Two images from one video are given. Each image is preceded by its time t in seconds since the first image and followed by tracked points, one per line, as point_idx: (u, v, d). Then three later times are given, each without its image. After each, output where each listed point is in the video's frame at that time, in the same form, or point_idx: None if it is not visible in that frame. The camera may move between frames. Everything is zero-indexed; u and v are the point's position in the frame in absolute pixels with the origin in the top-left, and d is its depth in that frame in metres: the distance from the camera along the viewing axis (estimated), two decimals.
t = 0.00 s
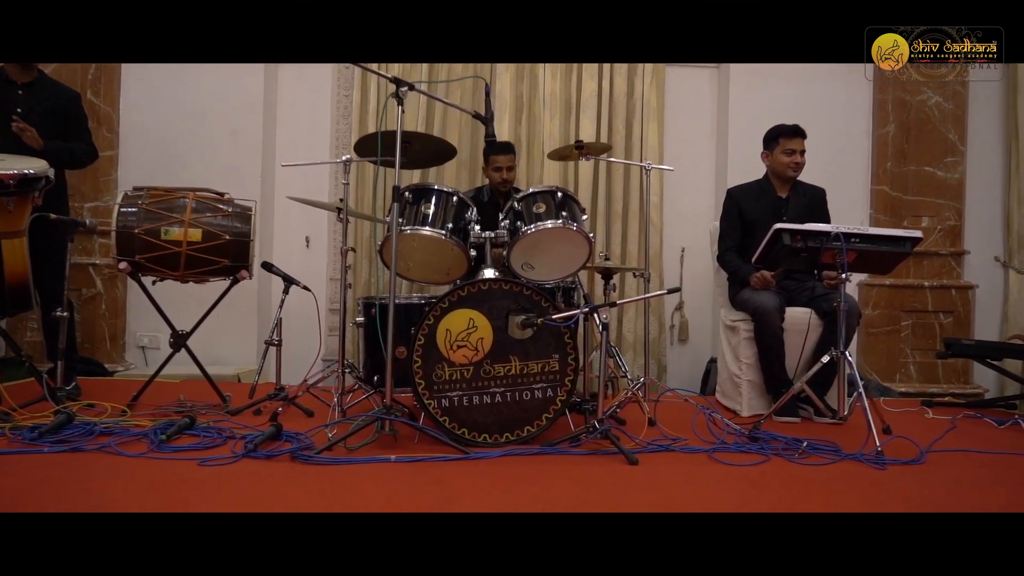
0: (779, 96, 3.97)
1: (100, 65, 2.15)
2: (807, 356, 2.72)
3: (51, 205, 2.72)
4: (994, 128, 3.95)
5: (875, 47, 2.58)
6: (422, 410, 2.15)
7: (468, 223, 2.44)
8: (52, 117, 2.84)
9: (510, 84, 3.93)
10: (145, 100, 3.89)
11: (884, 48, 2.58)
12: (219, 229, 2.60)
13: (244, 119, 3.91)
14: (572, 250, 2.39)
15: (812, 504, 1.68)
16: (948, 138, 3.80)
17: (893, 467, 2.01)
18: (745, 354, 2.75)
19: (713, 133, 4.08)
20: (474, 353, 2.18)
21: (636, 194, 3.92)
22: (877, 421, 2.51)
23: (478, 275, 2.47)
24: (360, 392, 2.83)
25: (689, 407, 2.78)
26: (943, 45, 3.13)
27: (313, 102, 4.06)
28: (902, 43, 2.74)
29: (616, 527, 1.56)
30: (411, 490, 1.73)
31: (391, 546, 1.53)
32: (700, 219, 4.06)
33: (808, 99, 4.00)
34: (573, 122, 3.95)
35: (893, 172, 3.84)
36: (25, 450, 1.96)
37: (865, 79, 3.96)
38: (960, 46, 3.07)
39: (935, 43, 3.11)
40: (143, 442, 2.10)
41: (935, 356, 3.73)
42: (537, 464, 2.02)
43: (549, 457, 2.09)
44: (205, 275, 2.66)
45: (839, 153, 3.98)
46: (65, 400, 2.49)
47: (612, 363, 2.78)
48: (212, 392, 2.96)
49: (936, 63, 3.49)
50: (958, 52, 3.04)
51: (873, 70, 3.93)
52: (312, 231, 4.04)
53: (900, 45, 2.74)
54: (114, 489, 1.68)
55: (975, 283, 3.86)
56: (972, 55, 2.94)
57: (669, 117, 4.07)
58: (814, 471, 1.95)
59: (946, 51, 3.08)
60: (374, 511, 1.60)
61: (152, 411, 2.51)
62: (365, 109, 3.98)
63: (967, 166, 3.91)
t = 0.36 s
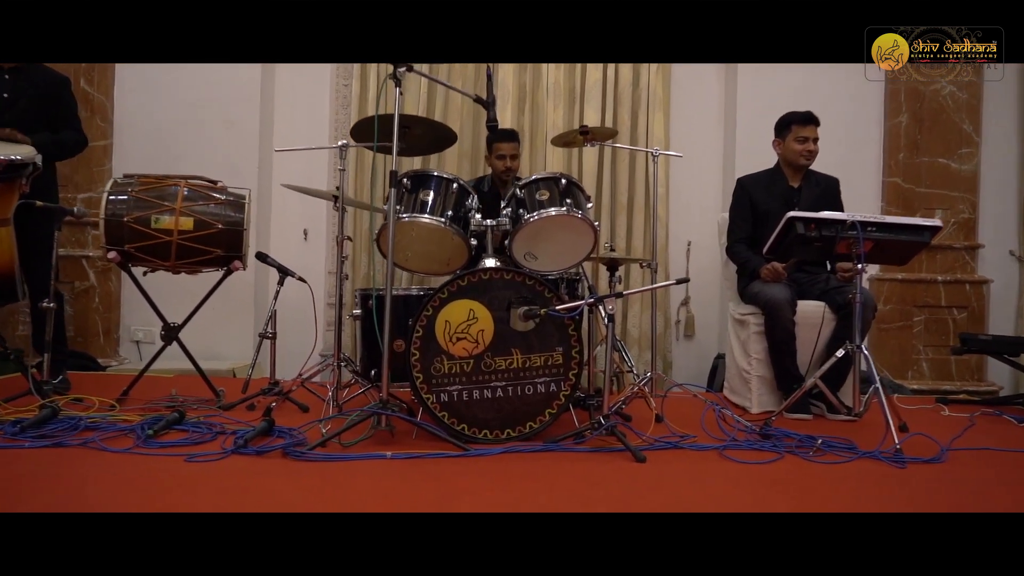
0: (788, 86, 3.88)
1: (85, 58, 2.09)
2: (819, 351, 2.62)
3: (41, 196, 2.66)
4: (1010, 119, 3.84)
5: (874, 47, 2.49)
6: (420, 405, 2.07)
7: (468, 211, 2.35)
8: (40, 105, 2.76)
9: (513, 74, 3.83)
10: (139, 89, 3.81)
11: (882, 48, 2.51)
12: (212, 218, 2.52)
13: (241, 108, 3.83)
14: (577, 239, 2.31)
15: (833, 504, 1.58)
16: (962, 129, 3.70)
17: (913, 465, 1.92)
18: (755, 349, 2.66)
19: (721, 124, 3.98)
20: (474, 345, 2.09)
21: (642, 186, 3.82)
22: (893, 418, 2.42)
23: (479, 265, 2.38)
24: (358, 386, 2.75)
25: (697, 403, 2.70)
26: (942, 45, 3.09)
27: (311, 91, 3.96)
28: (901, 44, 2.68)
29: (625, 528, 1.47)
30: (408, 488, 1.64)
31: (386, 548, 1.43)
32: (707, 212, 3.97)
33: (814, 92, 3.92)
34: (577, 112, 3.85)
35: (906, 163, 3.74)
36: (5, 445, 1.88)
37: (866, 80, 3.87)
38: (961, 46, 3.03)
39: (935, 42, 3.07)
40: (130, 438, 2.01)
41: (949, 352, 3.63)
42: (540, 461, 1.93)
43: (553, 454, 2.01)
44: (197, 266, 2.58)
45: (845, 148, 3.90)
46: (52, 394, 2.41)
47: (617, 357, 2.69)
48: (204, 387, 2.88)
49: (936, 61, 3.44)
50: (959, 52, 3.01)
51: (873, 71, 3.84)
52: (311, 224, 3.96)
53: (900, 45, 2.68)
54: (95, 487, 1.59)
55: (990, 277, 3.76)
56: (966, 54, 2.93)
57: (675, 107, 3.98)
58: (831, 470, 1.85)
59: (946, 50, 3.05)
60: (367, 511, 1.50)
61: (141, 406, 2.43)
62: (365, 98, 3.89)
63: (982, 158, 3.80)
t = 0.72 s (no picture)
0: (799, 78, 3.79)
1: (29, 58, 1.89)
2: (834, 347, 2.54)
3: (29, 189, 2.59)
4: None
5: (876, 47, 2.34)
6: (422, 402, 1.99)
7: (471, 200, 2.27)
8: (31, 97, 2.70)
9: (518, 65, 3.74)
10: (135, 83, 3.73)
11: (886, 46, 2.37)
12: (206, 210, 2.44)
13: (239, 102, 3.76)
14: (584, 229, 2.22)
15: (859, 505, 1.49)
16: (979, 119, 3.60)
17: (938, 464, 1.83)
18: (769, 344, 2.57)
19: (730, 115, 3.89)
20: (477, 340, 2.00)
21: (650, 180, 3.72)
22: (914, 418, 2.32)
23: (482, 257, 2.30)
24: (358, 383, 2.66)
25: (708, 400, 2.60)
26: (943, 45, 2.97)
27: (311, 84, 3.89)
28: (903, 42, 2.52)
29: (639, 531, 1.38)
30: (408, 488, 1.55)
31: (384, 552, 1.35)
32: (716, 206, 3.87)
33: (823, 83, 3.85)
34: (583, 104, 3.76)
35: (921, 154, 3.64)
36: None
37: (865, 79, 3.80)
38: (961, 46, 2.92)
39: (935, 43, 2.96)
40: (118, 436, 1.93)
41: (967, 349, 3.52)
42: (546, 459, 1.84)
43: (559, 452, 1.92)
44: (192, 259, 2.50)
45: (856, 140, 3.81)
46: (41, 391, 2.34)
47: (626, 351, 2.61)
48: (200, 385, 2.80)
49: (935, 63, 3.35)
50: (958, 53, 2.88)
51: (873, 71, 3.77)
52: (311, 219, 3.88)
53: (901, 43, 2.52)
54: (76, 486, 1.52)
55: (1009, 272, 3.65)
56: (970, 52, 2.79)
57: (684, 99, 3.88)
58: (855, 469, 1.76)
59: (946, 51, 2.94)
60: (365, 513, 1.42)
61: (134, 403, 2.35)
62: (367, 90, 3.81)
63: (1001, 149, 3.69)
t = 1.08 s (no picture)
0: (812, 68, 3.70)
1: None
2: (851, 342, 2.45)
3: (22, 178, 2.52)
4: None
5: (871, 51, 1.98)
6: (422, 397, 1.91)
7: (475, 187, 2.18)
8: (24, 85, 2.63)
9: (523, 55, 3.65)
10: (134, 73, 3.66)
11: (884, 48, 1.97)
12: (202, 199, 2.37)
13: (239, 91, 3.69)
14: (592, 218, 2.13)
15: (886, 505, 1.40)
16: (999, 109, 3.48)
17: (965, 463, 1.73)
18: (783, 339, 2.48)
19: (742, 106, 3.79)
20: (480, 333, 1.92)
21: (659, 172, 3.62)
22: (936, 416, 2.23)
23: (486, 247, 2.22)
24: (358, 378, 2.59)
25: (720, 397, 2.51)
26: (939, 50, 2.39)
27: (312, 75, 3.81)
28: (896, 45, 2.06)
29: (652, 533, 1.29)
30: (406, 486, 1.47)
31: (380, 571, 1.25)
32: (727, 199, 3.77)
33: (833, 74, 3.76)
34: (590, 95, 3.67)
35: (938, 145, 3.55)
36: None
37: (864, 81, 3.71)
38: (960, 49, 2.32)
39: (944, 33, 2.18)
40: (106, 432, 1.86)
41: (986, 346, 3.41)
42: (553, 457, 1.75)
43: (566, 449, 1.83)
44: (188, 250, 2.43)
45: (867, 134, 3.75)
46: (31, 386, 2.27)
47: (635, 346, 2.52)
48: (196, 380, 2.73)
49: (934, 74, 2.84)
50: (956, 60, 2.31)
51: (872, 72, 3.67)
52: (313, 212, 3.80)
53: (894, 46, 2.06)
54: (58, 484, 1.44)
55: None
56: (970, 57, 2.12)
57: (694, 90, 3.79)
58: (879, 468, 1.66)
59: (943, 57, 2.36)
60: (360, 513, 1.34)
61: (127, 398, 2.28)
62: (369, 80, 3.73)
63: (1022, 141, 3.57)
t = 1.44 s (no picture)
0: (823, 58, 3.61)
1: None
2: (867, 339, 2.36)
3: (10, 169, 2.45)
4: None
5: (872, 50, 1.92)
6: (420, 394, 1.82)
7: (476, 175, 2.11)
8: (13, 73, 2.56)
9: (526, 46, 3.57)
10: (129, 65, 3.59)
11: (888, 46, 1.89)
12: (194, 190, 2.29)
13: (237, 84, 3.62)
14: (597, 208, 2.05)
15: (913, 507, 1.31)
16: (1016, 101, 3.39)
17: (993, 464, 1.64)
18: (796, 335, 2.39)
19: (750, 98, 3.70)
20: (481, 327, 1.83)
21: (666, 166, 3.53)
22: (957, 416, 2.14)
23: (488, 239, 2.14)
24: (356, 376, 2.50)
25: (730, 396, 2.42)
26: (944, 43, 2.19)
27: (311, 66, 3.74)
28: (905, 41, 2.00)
29: (663, 537, 1.21)
30: (402, 487, 1.39)
31: None
32: (735, 194, 3.68)
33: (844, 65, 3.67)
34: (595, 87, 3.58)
35: (954, 138, 3.46)
36: None
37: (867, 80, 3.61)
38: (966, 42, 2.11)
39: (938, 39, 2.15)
40: (91, 430, 1.78)
41: (1003, 344, 3.31)
42: (558, 457, 1.67)
43: (572, 449, 1.75)
44: (180, 243, 2.35)
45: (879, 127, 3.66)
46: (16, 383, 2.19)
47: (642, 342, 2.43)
48: (189, 378, 2.66)
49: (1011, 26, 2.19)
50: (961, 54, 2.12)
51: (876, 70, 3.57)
52: (312, 207, 3.72)
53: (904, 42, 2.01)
54: (34, 483, 1.36)
55: None
56: (970, 58, 2.05)
57: (701, 82, 3.69)
58: (902, 469, 1.57)
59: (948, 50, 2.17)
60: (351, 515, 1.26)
61: (116, 396, 2.20)
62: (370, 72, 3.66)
63: None
